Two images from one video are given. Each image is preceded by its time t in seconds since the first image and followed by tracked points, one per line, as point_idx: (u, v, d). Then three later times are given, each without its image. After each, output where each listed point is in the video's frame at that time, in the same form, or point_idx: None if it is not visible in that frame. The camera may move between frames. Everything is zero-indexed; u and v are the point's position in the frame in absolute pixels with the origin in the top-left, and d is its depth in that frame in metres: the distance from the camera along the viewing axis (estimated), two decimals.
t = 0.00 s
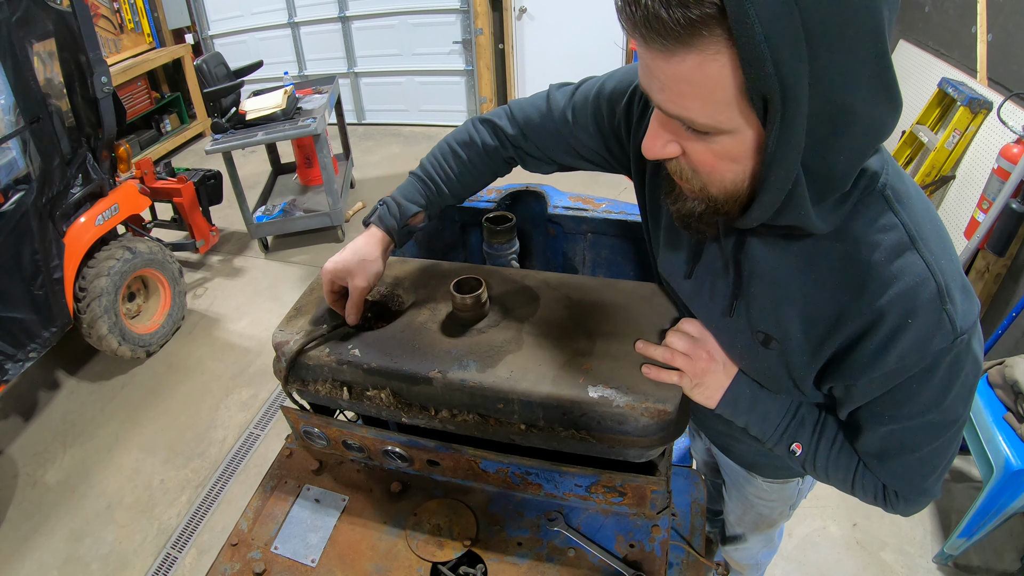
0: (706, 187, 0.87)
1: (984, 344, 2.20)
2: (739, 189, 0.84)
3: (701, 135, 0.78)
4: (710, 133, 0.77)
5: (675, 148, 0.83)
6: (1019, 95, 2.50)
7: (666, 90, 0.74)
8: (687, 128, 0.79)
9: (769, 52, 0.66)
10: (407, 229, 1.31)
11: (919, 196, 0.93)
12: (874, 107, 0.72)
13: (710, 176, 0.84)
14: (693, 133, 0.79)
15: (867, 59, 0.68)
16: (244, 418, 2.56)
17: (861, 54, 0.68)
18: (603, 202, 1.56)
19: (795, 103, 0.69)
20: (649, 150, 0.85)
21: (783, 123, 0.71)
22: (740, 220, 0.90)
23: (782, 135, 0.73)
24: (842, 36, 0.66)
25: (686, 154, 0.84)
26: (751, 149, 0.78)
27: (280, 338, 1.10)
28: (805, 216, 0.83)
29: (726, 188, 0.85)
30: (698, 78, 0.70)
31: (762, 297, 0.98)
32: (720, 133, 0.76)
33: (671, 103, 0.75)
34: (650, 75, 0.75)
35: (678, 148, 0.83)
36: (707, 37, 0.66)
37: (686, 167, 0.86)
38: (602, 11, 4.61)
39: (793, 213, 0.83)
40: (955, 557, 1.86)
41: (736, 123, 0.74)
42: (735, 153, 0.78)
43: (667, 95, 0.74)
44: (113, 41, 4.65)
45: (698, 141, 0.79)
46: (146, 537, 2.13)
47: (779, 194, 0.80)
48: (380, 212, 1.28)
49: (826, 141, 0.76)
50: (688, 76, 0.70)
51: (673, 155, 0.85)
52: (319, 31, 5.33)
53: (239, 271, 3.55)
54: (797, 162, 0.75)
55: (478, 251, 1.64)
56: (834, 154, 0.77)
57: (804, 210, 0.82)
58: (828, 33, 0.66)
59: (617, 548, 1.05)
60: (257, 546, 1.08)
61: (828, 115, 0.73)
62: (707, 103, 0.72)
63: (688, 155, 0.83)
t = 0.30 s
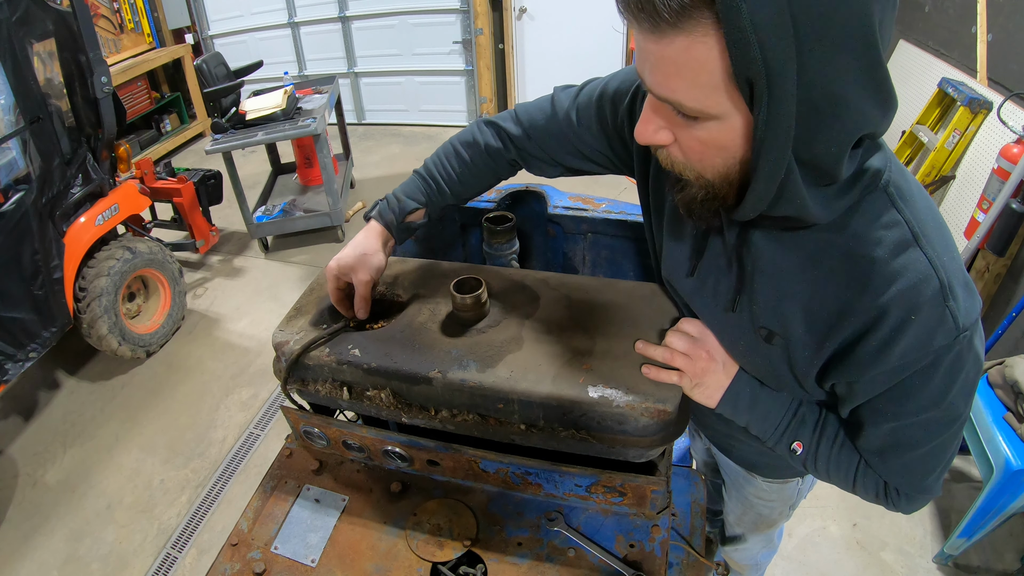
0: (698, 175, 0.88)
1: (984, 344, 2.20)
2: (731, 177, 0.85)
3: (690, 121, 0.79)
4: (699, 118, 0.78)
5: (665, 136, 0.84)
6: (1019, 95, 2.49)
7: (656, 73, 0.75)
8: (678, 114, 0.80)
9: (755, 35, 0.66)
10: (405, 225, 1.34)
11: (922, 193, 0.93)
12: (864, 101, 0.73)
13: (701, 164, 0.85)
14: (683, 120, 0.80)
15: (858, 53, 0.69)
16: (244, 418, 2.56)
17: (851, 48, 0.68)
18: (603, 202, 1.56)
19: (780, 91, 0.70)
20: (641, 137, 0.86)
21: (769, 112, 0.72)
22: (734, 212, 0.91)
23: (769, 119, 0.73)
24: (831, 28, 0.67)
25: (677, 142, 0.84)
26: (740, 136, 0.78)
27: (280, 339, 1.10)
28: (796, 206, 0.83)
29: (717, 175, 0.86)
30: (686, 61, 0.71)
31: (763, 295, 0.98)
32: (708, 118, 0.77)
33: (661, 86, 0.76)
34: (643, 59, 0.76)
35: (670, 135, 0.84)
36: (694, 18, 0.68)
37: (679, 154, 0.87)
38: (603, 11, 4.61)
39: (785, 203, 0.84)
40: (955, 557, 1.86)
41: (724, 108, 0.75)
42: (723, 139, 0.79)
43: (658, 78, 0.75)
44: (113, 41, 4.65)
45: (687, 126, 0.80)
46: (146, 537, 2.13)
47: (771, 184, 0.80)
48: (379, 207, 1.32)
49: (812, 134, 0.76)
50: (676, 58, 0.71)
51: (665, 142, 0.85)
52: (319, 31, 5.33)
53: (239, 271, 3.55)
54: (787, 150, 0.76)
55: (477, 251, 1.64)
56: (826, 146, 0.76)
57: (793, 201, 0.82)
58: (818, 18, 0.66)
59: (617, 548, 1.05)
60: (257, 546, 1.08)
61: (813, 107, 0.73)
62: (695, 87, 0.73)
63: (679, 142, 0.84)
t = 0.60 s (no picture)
0: (741, 185, 0.85)
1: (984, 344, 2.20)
2: (780, 183, 0.83)
3: (749, 126, 0.76)
4: (760, 123, 0.75)
5: (713, 144, 0.80)
6: (1019, 95, 2.49)
7: (722, 76, 0.71)
8: (734, 120, 0.76)
9: (841, 34, 0.66)
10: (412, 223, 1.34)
11: (928, 198, 0.94)
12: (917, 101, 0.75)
13: (752, 173, 0.82)
14: (742, 125, 0.76)
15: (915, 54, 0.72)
16: (244, 418, 2.56)
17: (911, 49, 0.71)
18: (603, 202, 1.56)
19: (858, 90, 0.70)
20: (685, 146, 0.82)
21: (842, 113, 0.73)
22: (764, 219, 0.92)
23: (840, 123, 0.73)
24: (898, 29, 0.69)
25: (726, 149, 0.81)
26: (799, 140, 0.77)
27: (280, 337, 1.11)
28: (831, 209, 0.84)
29: (766, 183, 0.83)
30: (763, 63, 0.68)
31: (771, 297, 0.98)
32: (773, 122, 0.74)
33: (724, 90, 0.72)
34: (704, 63, 0.72)
35: (719, 143, 0.80)
36: (778, 17, 0.65)
37: (724, 164, 0.83)
38: (602, 12, 4.61)
39: (824, 205, 0.84)
40: (956, 557, 1.86)
41: (793, 111, 0.73)
42: (782, 144, 0.77)
43: (723, 81, 0.72)
44: (113, 41, 4.65)
45: (745, 132, 0.77)
46: (146, 537, 2.13)
47: (819, 185, 0.81)
48: (388, 206, 1.32)
49: (871, 138, 0.78)
50: (751, 61, 0.68)
51: (711, 150, 0.81)
52: (319, 31, 5.33)
53: (239, 271, 3.55)
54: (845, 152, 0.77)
55: (477, 251, 1.64)
56: (870, 147, 0.79)
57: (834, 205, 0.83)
58: (890, 17, 0.68)
59: (617, 548, 1.05)
60: (257, 546, 1.08)
61: (876, 111, 0.76)
62: (769, 90, 0.70)
63: (727, 149, 0.81)
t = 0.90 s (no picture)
0: (764, 174, 0.85)
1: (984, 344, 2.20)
2: (802, 172, 0.83)
3: (773, 113, 0.76)
4: (785, 111, 0.76)
5: (738, 131, 0.81)
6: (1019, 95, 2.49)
7: (748, 64, 0.72)
8: (759, 106, 0.77)
9: (864, 23, 0.67)
10: (434, 188, 1.36)
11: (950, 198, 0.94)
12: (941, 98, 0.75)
13: (775, 161, 0.82)
14: (766, 113, 0.77)
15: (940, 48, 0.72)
16: (245, 418, 2.56)
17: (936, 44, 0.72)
18: (603, 202, 1.55)
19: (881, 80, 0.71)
20: (710, 134, 0.83)
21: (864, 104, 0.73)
22: (787, 209, 0.91)
23: (863, 113, 0.74)
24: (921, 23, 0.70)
25: (750, 137, 0.81)
26: (822, 129, 0.77)
27: (280, 338, 1.11)
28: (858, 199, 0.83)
29: (788, 172, 0.83)
30: (787, 51, 0.69)
31: (793, 290, 0.98)
32: (797, 110, 0.75)
33: (749, 77, 0.73)
34: (729, 51, 0.73)
35: (744, 130, 0.80)
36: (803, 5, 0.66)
37: (748, 152, 0.83)
38: (602, 12, 4.61)
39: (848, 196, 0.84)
40: (956, 557, 1.86)
41: (817, 99, 0.73)
42: (807, 132, 0.77)
43: (748, 69, 0.73)
44: (113, 41, 4.65)
45: (769, 120, 0.77)
46: (146, 537, 2.13)
47: (842, 176, 0.80)
48: (414, 168, 1.35)
49: (895, 131, 0.78)
50: (776, 48, 0.69)
51: (736, 138, 0.82)
52: (320, 31, 5.33)
53: (239, 271, 3.55)
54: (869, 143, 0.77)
55: (477, 251, 1.64)
56: (893, 139, 0.79)
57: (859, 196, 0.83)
58: (914, 10, 0.69)
59: (617, 549, 1.05)
60: (257, 546, 1.08)
61: (899, 101, 0.76)
62: (792, 78, 0.71)
63: (752, 138, 0.81)
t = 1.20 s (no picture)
0: (775, 122, 0.88)
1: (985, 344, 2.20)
2: (808, 118, 0.85)
3: (777, 58, 0.81)
4: (785, 55, 0.80)
5: (749, 81, 0.85)
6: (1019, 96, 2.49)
7: (748, 10, 0.78)
8: (764, 53, 0.82)
9: None
10: (512, 133, 1.39)
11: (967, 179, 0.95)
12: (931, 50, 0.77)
13: (782, 108, 0.85)
14: (772, 59, 0.81)
15: None
16: (244, 418, 2.56)
17: None
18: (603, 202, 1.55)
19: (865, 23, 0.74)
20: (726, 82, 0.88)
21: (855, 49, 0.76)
22: (806, 163, 0.91)
23: (853, 56, 0.77)
24: None
25: (760, 86, 0.85)
26: (823, 74, 0.80)
27: (280, 339, 1.11)
28: (875, 149, 0.84)
29: (795, 118, 0.86)
30: None
31: (819, 253, 0.96)
32: (794, 55, 0.79)
33: (751, 24, 0.78)
34: None
35: (754, 79, 0.85)
36: None
37: (758, 101, 0.87)
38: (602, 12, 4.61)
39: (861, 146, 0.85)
40: (956, 557, 1.86)
41: (811, 44, 0.78)
42: (808, 75, 0.81)
43: (749, 16, 0.78)
44: (113, 41, 4.65)
45: (774, 66, 0.82)
46: (146, 537, 2.13)
47: (847, 123, 0.82)
48: (502, 107, 1.38)
49: (887, 77, 0.80)
50: None
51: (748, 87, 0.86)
52: (320, 31, 5.33)
53: (239, 271, 3.54)
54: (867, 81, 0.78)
55: (477, 251, 1.64)
56: (900, 88, 0.80)
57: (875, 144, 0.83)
58: None
59: (617, 548, 1.05)
60: (257, 546, 1.08)
61: (898, 49, 0.77)
62: (787, 21, 0.76)
63: (762, 88, 0.85)
